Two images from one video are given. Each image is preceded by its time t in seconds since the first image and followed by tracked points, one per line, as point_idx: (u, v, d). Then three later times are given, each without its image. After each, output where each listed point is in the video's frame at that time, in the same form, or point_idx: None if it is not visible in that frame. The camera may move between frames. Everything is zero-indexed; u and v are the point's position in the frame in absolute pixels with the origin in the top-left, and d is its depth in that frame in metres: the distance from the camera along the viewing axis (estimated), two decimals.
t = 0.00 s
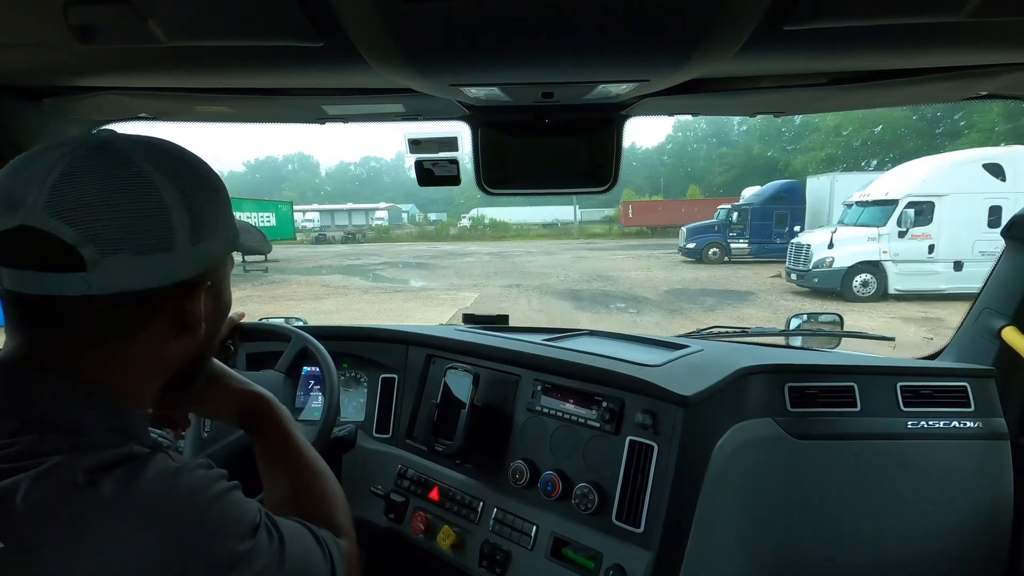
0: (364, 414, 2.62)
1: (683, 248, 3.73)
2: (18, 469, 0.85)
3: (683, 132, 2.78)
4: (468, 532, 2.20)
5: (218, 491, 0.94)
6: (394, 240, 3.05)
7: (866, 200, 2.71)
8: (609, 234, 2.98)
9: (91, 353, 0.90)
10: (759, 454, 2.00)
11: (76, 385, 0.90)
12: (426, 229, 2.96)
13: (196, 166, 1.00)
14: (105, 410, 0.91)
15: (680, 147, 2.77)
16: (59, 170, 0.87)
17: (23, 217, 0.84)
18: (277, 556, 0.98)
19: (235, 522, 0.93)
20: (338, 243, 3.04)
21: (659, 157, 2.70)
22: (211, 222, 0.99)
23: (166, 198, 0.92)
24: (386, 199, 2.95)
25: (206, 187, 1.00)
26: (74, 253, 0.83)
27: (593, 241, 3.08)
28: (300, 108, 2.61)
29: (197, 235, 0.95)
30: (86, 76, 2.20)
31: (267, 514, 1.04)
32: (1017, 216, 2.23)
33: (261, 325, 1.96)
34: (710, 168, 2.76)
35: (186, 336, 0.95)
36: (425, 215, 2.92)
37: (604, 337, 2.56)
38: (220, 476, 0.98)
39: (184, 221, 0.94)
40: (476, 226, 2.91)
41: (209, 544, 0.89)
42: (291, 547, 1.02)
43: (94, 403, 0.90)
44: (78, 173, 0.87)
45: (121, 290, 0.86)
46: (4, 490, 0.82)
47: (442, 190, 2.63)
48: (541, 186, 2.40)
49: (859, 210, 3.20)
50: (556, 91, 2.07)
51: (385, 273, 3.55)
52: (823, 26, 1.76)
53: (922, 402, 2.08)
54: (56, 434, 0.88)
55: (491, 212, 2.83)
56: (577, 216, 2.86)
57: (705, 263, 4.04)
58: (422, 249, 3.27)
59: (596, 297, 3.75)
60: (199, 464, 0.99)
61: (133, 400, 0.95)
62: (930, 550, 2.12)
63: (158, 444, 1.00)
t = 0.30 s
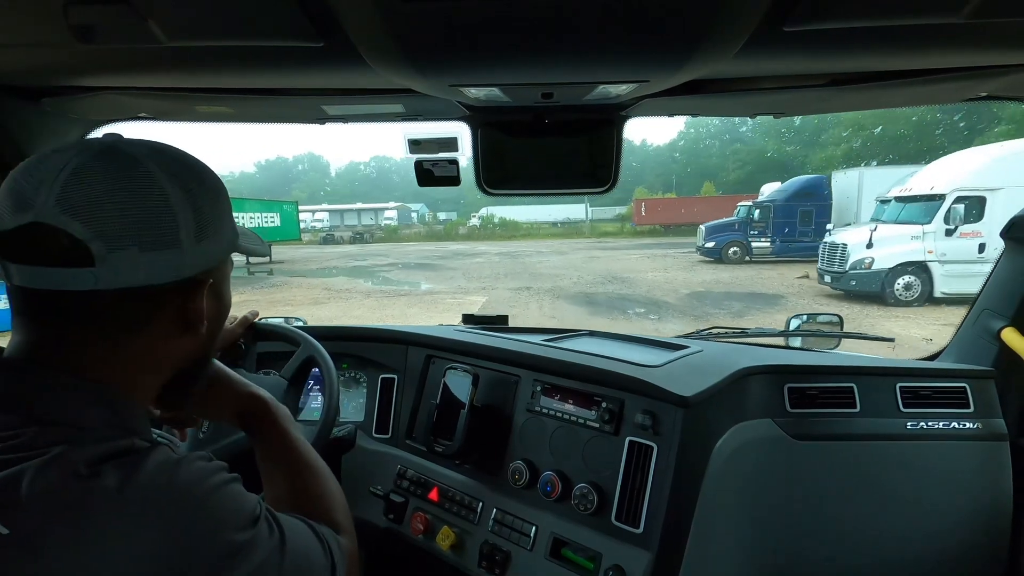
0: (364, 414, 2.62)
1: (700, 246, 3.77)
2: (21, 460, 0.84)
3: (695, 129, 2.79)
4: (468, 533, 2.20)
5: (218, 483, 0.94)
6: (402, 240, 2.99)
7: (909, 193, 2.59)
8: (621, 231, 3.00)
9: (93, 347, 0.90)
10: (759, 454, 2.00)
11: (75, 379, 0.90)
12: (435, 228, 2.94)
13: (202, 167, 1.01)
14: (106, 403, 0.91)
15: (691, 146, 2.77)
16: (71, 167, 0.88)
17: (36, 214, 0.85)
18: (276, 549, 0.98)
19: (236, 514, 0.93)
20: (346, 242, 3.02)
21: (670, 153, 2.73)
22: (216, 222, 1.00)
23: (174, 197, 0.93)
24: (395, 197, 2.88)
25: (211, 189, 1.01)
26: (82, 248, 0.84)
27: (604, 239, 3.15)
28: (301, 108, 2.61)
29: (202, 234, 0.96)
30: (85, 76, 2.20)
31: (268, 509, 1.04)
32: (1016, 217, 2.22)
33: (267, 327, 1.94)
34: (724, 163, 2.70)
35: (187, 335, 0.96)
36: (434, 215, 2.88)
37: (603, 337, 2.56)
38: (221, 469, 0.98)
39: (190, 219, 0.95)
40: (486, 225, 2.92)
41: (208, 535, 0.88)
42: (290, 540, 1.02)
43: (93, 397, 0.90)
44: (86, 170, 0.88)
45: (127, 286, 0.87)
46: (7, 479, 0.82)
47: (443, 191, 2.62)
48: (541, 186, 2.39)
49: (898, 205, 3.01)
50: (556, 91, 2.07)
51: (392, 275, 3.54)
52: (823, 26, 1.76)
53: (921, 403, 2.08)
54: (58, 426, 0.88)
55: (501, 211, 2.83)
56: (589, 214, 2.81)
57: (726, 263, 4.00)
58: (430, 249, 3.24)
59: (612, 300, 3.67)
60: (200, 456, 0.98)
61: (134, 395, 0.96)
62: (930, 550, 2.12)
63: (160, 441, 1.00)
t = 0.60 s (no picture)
0: (364, 415, 2.62)
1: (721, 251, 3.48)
2: (42, 464, 0.84)
3: (711, 128, 2.79)
4: (468, 533, 2.20)
5: (233, 491, 0.95)
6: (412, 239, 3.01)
7: (955, 195, 2.43)
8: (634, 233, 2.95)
9: (118, 354, 0.91)
10: (760, 455, 2.00)
11: (101, 385, 0.90)
12: (445, 229, 2.92)
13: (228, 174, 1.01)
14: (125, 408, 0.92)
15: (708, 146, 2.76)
16: (100, 176, 0.88)
17: (65, 225, 0.85)
18: (287, 557, 0.99)
19: (250, 522, 0.94)
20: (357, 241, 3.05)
21: (683, 154, 2.74)
22: (241, 230, 1.00)
23: (201, 207, 0.93)
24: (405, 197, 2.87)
25: (235, 196, 1.01)
26: (110, 259, 0.84)
27: (619, 241, 3.07)
28: (300, 108, 2.61)
29: (227, 244, 0.96)
30: (83, 77, 2.20)
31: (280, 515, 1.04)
32: (1015, 215, 2.20)
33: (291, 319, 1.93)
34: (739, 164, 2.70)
35: (211, 342, 0.97)
36: (445, 215, 2.85)
37: (604, 337, 2.56)
38: (235, 475, 0.99)
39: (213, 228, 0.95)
40: (497, 225, 2.93)
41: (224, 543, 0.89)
42: (301, 546, 1.03)
43: (118, 402, 0.90)
44: (116, 179, 0.88)
45: (155, 297, 0.88)
46: (26, 484, 0.82)
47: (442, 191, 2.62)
48: (541, 186, 2.39)
49: (948, 205, 2.47)
50: (556, 91, 2.07)
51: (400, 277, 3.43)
52: (822, 26, 1.76)
53: (922, 402, 2.08)
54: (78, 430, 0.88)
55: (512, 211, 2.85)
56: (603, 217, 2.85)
57: (749, 268, 3.67)
58: (441, 249, 3.24)
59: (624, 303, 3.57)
60: (216, 462, 0.99)
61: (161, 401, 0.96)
62: (930, 550, 2.12)
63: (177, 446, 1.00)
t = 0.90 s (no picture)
0: (364, 414, 2.62)
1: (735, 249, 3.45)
2: (23, 448, 0.85)
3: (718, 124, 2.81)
4: (468, 533, 2.20)
5: (217, 475, 0.95)
6: (416, 238, 3.08)
7: (1006, 188, 2.26)
8: (643, 230, 3.05)
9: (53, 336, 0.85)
10: (760, 455, 2.00)
11: (51, 369, 0.86)
12: (450, 228, 2.98)
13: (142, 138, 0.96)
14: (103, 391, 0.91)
15: (717, 142, 2.78)
16: None
17: None
18: (275, 543, 0.99)
19: (235, 505, 0.94)
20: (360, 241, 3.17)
21: (692, 151, 2.81)
22: (168, 201, 0.94)
23: (112, 172, 0.89)
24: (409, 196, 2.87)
25: (155, 160, 0.96)
26: (19, 233, 0.80)
27: (627, 239, 3.19)
28: (300, 107, 2.61)
29: (149, 207, 0.91)
30: (82, 76, 2.20)
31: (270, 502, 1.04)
32: (1017, 216, 2.21)
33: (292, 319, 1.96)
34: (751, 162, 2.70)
35: (161, 313, 0.93)
36: (450, 213, 2.88)
37: (604, 337, 2.56)
38: (221, 461, 0.98)
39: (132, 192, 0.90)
40: (502, 224, 2.93)
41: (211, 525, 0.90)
42: (291, 534, 1.03)
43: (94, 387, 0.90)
44: (15, 156, 0.84)
45: (77, 268, 0.83)
46: (9, 467, 0.83)
47: (442, 191, 2.62)
48: (540, 185, 2.40)
49: (995, 200, 2.34)
50: (556, 91, 2.07)
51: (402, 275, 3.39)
52: (823, 26, 1.76)
53: (921, 403, 2.08)
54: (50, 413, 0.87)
55: (517, 208, 2.84)
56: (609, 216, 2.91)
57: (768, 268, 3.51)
58: (446, 249, 3.24)
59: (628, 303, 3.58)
60: (202, 447, 0.99)
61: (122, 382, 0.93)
62: (930, 551, 2.12)
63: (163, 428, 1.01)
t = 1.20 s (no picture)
0: (365, 414, 2.62)
1: (756, 254, 3.28)
2: (28, 471, 0.83)
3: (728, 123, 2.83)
4: (469, 533, 2.20)
5: (225, 495, 0.95)
6: (424, 237, 3.10)
7: None
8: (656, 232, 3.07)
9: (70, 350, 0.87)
10: (760, 455, 2.00)
11: (70, 383, 0.87)
12: (458, 227, 3.00)
13: (152, 147, 0.95)
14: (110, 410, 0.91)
15: (728, 143, 2.79)
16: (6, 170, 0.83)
17: None
18: (283, 560, 0.99)
19: (244, 526, 0.94)
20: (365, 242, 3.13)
21: (703, 152, 2.81)
22: (178, 209, 0.94)
23: (124, 190, 0.88)
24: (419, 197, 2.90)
25: (166, 170, 0.95)
26: (31, 258, 0.80)
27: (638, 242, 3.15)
28: (300, 108, 2.61)
29: (160, 224, 0.91)
30: (81, 76, 2.20)
31: (275, 516, 1.05)
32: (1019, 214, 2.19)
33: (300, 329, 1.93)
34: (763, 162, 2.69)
35: (173, 328, 0.95)
36: (459, 213, 2.89)
37: (605, 337, 2.56)
38: (227, 479, 0.99)
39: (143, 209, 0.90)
40: (511, 223, 2.96)
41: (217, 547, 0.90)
42: (297, 547, 1.03)
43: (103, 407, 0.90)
44: (24, 173, 0.83)
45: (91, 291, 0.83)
46: (15, 492, 0.81)
47: (442, 191, 2.62)
48: (541, 185, 2.40)
49: None
50: (556, 91, 2.06)
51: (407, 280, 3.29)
52: (823, 25, 1.76)
53: (922, 402, 2.08)
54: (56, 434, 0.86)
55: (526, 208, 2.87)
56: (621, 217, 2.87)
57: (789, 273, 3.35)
58: (454, 250, 3.16)
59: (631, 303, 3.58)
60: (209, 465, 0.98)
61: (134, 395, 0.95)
62: (930, 551, 2.12)
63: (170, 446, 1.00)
